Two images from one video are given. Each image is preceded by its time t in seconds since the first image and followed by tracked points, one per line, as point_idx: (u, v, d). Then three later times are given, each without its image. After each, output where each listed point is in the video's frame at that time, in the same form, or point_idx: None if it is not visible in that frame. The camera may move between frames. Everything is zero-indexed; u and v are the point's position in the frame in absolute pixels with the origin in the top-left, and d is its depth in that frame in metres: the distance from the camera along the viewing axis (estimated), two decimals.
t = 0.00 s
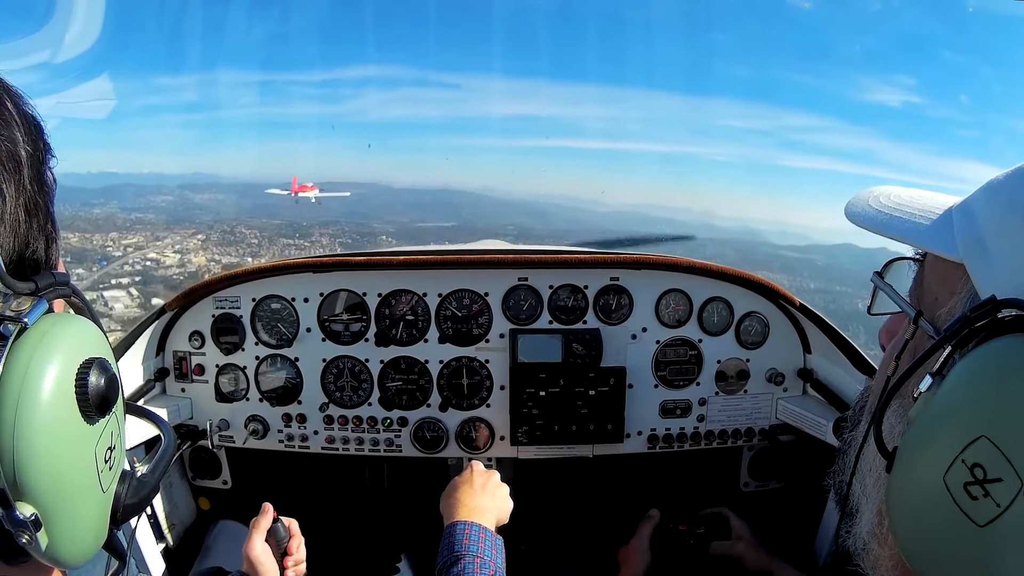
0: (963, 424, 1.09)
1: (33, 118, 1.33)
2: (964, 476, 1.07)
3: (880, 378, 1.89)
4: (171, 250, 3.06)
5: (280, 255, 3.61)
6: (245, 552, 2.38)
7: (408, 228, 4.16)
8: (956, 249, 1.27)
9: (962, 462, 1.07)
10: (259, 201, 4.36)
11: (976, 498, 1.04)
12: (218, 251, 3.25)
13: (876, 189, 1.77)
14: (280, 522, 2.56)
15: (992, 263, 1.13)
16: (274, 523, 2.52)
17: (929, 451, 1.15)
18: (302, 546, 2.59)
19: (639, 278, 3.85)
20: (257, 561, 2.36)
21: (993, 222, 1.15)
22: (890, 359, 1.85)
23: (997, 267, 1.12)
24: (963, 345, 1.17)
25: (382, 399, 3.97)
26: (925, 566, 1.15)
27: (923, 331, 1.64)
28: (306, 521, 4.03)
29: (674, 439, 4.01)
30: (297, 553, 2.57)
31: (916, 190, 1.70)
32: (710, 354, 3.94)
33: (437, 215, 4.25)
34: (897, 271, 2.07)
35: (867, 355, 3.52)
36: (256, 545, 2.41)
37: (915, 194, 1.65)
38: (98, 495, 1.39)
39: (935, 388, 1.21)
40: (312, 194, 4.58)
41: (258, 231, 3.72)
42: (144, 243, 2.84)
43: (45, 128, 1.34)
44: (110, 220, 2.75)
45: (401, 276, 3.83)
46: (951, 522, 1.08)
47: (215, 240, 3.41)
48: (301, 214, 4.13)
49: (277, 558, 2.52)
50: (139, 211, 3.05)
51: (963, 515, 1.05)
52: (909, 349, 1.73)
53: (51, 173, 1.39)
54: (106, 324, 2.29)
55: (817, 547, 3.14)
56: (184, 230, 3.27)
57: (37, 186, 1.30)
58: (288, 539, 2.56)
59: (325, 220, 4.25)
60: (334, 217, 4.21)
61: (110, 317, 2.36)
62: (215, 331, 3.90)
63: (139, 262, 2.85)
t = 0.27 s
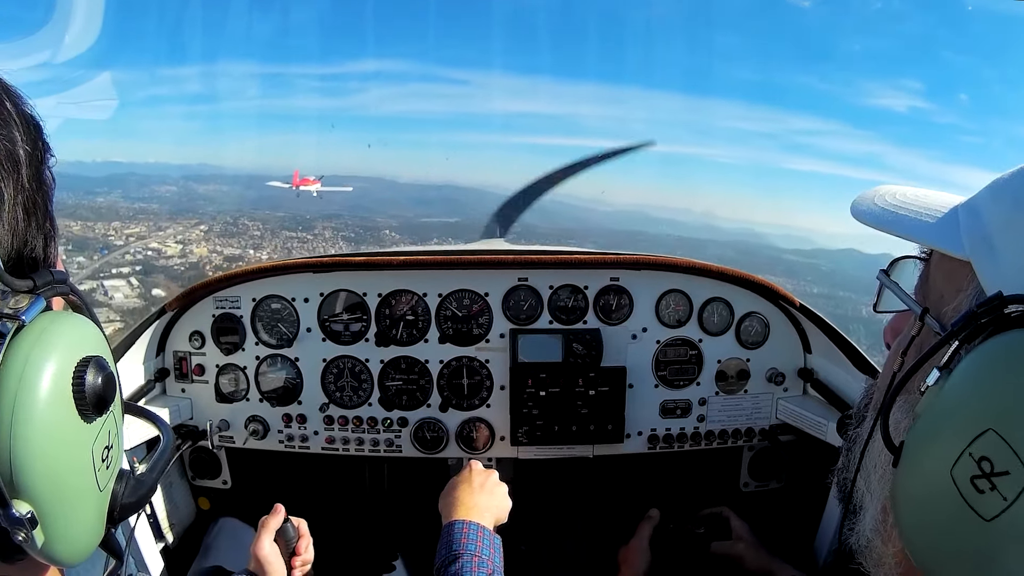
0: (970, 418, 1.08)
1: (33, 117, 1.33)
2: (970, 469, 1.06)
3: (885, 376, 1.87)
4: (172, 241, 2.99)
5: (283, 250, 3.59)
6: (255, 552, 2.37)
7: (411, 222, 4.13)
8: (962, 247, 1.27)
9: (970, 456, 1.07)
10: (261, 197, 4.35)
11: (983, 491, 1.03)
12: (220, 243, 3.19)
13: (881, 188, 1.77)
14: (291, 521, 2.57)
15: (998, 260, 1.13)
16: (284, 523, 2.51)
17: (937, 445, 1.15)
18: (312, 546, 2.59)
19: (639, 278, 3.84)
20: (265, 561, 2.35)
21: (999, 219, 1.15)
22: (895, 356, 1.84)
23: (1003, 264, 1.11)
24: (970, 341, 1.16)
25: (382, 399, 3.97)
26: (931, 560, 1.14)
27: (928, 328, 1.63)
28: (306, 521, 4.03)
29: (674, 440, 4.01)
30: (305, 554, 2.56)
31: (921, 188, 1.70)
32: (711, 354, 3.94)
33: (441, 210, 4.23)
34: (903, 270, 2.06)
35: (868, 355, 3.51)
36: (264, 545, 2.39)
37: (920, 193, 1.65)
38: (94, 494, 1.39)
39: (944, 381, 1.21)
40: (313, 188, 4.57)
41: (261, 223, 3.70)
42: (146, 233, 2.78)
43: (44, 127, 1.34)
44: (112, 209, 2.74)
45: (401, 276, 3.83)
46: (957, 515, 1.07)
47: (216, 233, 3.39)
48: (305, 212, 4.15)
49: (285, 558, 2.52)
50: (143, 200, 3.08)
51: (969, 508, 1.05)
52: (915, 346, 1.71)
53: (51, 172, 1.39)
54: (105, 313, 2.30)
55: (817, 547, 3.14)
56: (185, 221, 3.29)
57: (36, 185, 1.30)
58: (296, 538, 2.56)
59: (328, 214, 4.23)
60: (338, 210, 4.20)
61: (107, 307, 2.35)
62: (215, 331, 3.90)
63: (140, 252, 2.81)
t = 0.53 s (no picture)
0: (975, 419, 1.07)
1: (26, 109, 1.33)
2: (975, 472, 1.05)
3: (888, 375, 1.86)
4: (177, 241, 2.99)
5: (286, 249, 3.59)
6: (255, 552, 2.38)
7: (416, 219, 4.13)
8: (964, 245, 1.26)
9: (975, 458, 1.06)
10: (263, 196, 4.35)
11: (988, 494, 1.02)
12: (224, 243, 3.15)
13: (881, 186, 1.76)
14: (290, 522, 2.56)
15: (1001, 259, 1.12)
16: (284, 524, 2.51)
17: (941, 447, 1.14)
18: (311, 548, 2.57)
19: (639, 277, 3.84)
20: (264, 561, 2.36)
21: (1001, 218, 1.14)
22: (898, 354, 1.82)
23: (1005, 263, 1.11)
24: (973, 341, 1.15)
25: (382, 399, 3.97)
26: (934, 562, 1.13)
27: (932, 326, 1.62)
28: (306, 522, 4.03)
29: (675, 439, 4.00)
30: (304, 555, 2.54)
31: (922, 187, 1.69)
32: (711, 354, 3.93)
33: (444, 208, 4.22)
34: (906, 267, 2.05)
35: (868, 354, 3.50)
36: (264, 545, 2.41)
37: (921, 191, 1.64)
38: (90, 482, 1.39)
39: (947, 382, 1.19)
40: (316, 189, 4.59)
41: (267, 221, 3.77)
42: (151, 233, 2.79)
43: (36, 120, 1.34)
44: (116, 210, 2.77)
45: (401, 276, 3.82)
46: (962, 518, 1.06)
47: (220, 232, 3.37)
48: (310, 212, 4.17)
49: (284, 559, 2.51)
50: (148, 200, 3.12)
51: (974, 511, 1.04)
52: (918, 345, 1.70)
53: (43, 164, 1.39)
54: (109, 316, 2.25)
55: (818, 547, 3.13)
56: (189, 221, 3.26)
57: (29, 177, 1.30)
58: (295, 540, 2.55)
59: (331, 214, 4.24)
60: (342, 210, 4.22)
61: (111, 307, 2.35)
62: (215, 331, 3.89)
63: (143, 251, 2.82)
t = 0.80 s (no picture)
0: (980, 413, 1.09)
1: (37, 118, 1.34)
2: (982, 465, 1.07)
3: (894, 373, 1.88)
4: (177, 242, 2.93)
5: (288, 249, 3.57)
6: (255, 550, 2.39)
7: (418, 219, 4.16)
8: (969, 245, 1.28)
9: (981, 451, 1.08)
10: (265, 195, 4.35)
11: (995, 487, 1.04)
12: (225, 244, 3.18)
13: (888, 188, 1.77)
14: (290, 521, 2.56)
15: (1008, 259, 1.14)
16: (284, 524, 2.51)
17: (945, 439, 1.16)
18: (312, 547, 2.57)
19: (639, 278, 3.85)
20: (264, 561, 2.37)
21: (1008, 218, 1.16)
22: (904, 354, 1.83)
23: (1012, 263, 1.12)
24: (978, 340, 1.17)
25: (382, 399, 3.98)
26: (942, 555, 1.15)
27: (937, 327, 1.63)
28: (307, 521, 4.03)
29: (674, 440, 4.01)
30: (305, 554, 2.55)
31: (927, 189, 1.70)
32: (710, 355, 3.95)
33: (446, 207, 4.23)
34: (911, 269, 2.07)
35: (868, 356, 3.52)
36: (265, 543, 2.41)
37: (927, 194, 1.65)
38: (103, 489, 1.40)
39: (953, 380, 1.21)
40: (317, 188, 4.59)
41: (267, 224, 3.71)
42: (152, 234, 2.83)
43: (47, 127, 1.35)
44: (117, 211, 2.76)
45: (401, 276, 3.83)
46: (969, 510, 1.08)
47: (221, 232, 3.37)
48: (311, 212, 4.17)
49: (285, 558, 2.51)
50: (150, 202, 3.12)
51: (982, 503, 1.06)
52: (923, 345, 1.71)
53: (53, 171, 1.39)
54: (110, 317, 2.28)
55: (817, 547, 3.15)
56: (191, 221, 3.24)
57: (41, 183, 1.31)
58: (296, 539, 2.55)
59: (333, 213, 4.25)
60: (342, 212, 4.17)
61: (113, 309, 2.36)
62: (215, 331, 3.90)
63: (146, 254, 2.86)
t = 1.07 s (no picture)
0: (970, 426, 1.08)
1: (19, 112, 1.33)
2: (970, 481, 1.06)
3: (884, 376, 1.86)
4: (178, 248, 3.00)
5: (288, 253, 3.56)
6: (267, 551, 2.38)
7: (420, 218, 4.21)
8: (958, 246, 1.27)
9: (969, 467, 1.07)
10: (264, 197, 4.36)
11: (983, 503, 1.03)
12: (224, 248, 3.27)
13: (875, 182, 1.77)
14: (302, 523, 2.55)
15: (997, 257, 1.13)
16: (296, 524, 2.51)
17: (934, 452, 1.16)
18: (322, 549, 2.58)
19: (639, 278, 3.84)
20: (277, 561, 2.36)
21: (997, 216, 1.15)
22: (894, 357, 1.82)
23: (1002, 261, 1.11)
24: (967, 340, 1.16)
25: (382, 399, 3.97)
26: (932, 568, 1.15)
27: (928, 331, 1.62)
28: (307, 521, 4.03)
29: (674, 440, 4.01)
30: (315, 556, 2.55)
31: (915, 183, 1.70)
32: (710, 355, 3.94)
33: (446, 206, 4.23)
34: (900, 269, 2.07)
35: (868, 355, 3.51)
36: (277, 544, 2.40)
37: (914, 187, 1.65)
38: (87, 484, 1.40)
39: (942, 391, 1.21)
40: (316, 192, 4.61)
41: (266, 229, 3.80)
42: (151, 242, 2.91)
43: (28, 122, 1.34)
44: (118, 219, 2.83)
45: (402, 276, 3.83)
46: (956, 523, 1.08)
47: (222, 237, 3.39)
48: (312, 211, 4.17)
49: (296, 560, 2.51)
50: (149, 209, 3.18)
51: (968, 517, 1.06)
52: (914, 348, 1.70)
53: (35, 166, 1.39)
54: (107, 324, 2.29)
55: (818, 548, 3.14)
56: (191, 226, 3.30)
57: (23, 180, 1.30)
58: (307, 540, 2.55)
59: (334, 216, 4.25)
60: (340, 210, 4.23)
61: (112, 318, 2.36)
62: (215, 331, 3.90)
63: (145, 261, 2.79)
